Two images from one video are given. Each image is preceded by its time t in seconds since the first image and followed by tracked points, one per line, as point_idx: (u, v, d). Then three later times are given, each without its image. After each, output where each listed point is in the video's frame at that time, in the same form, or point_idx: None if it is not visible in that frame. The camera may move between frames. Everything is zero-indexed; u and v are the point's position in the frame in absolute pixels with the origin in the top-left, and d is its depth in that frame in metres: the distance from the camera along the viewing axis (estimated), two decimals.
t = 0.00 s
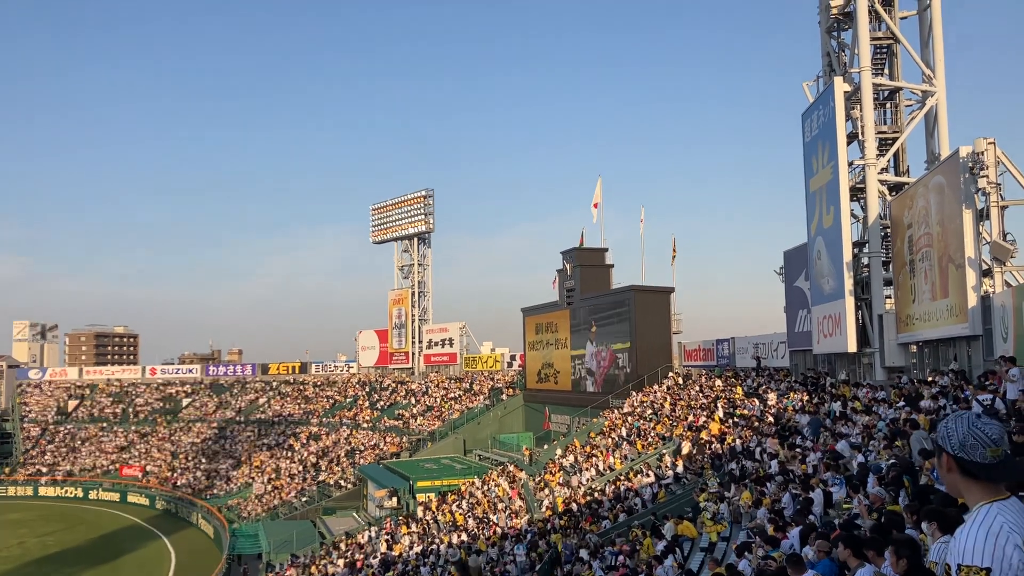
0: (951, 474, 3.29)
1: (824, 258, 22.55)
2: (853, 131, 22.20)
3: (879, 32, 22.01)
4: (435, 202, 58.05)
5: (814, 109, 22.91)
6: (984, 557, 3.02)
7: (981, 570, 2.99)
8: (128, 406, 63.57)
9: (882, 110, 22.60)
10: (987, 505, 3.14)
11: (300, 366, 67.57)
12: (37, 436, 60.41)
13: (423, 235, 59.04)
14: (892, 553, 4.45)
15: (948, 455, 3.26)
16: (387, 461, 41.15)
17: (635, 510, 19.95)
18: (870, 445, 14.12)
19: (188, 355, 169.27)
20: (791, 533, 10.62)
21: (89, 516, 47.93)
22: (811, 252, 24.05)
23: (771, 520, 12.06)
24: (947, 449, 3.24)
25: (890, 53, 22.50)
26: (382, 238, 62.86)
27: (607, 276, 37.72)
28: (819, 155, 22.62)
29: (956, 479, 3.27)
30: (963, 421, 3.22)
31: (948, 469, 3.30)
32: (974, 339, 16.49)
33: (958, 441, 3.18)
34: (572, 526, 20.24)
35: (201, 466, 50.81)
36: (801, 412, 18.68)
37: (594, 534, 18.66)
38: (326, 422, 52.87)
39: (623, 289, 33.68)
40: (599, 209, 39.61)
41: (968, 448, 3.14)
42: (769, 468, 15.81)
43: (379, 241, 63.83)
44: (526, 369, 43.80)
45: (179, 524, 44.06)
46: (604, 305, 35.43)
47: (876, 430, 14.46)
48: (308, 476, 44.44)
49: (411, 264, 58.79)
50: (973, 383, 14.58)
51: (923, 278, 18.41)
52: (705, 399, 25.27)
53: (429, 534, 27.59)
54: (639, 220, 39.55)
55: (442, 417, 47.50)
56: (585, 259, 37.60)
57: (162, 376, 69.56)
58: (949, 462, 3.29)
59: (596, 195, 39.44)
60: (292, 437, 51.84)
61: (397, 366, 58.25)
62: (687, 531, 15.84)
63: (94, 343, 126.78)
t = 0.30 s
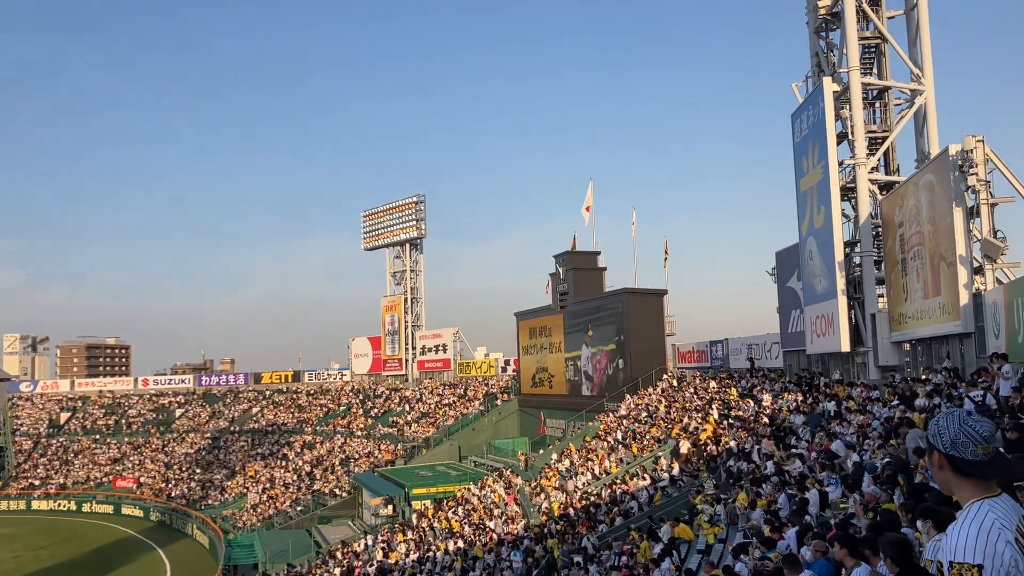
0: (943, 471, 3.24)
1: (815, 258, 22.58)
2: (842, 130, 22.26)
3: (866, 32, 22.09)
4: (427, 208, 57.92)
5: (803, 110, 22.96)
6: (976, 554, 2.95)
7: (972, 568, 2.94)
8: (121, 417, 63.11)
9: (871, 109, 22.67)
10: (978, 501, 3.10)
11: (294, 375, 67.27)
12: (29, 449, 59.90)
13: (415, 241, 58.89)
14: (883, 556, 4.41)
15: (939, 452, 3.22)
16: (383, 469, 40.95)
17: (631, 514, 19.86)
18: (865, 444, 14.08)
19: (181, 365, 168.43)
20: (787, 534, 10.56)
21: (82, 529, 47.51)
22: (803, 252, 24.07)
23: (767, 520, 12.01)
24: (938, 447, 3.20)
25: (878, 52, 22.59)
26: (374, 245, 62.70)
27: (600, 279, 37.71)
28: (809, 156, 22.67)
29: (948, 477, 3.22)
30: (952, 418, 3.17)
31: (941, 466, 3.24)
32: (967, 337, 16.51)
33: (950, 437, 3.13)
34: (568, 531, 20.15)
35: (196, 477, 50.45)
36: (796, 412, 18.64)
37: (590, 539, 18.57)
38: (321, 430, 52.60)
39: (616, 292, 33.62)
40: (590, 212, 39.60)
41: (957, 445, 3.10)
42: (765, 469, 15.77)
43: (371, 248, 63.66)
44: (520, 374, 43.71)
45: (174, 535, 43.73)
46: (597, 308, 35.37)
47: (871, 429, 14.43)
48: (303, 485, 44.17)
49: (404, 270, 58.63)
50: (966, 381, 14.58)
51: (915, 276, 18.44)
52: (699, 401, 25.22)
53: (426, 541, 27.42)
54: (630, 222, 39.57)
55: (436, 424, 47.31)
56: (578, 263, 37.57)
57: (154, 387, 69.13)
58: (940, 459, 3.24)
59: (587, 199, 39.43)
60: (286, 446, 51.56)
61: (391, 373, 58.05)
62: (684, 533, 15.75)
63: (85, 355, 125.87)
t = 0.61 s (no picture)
0: (934, 465, 3.21)
1: (807, 256, 22.60)
2: (832, 129, 22.32)
3: (853, 31, 22.18)
4: (419, 214, 57.86)
5: (793, 109, 23.01)
6: (966, 547, 2.93)
7: (964, 562, 2.91)
8: (115, 430, 62.76)
9: (860, 107, 22.75)
10: (970, 495, 3.06)
11: (288, 384, 67.02)
12: (23, 463, 59.52)
13: (408, 247, 58.78)
14: (878, 553, 4.44)
15: (930, 446, 3.18)
16: (379, 476, 40.79)
17: (628, 516, 19.82)
18: (860, 441, 14.09)
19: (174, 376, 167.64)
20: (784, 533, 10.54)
21: (78, 542, 47.22)
22: (795, 250, 24.09)
23: (764, 520, 11.98)
24: (929, 440, 3.15)
25: (866, 50, 22.67)
26: (366, 251, 62.60)
27: (593, 282, 37.71)
28: (799, 155, 22.73)
29: (939, 471, 3.19)
30: (943, 411, 3.14)
31: (931, 460, 3.21)
32: (960, 332, 16.53)
33: (940, 432, 3.10)
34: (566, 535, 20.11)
35: (191, 488, 50.18)
36: (791, 410, 18.64)
37: (589, 542, 18.55)
38: (316, 439, 52.40)
39: (609, 294, 33.59)
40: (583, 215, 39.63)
41: (949, 440, 3.07)
42: (762, 468, 15.76)
43: (363, 255, 63.56)
44: (515, 379, 43.65)
45: (170, 547, 43.47)
46: (591, 310, 35.34)
47: (866, 426, 14.43)
48: (299, 494, 43.98)
49: (397, 277, 58.53)
50: (960, 376, 14.60)
51: (907, 273, 18.47)
52: (695, 401, 25.20)
53: (423, 548, 27.32)
54: (622, 225, 39.63)
55: (432, 429, 47.18)
56: (571, 266, 37.57)
57: (148, 398, 68.76)
58: (931, 454, 3.20)
59: (580, 201, 39.45)
60: (281, 455, 51.36)
61: (385, 380, 57.88)
62: (682, 535, 15.72)
63: (78, 368, 125.33)
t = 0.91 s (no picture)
0: (928, 461, 3.18)
1: (800, 253, 22.63)
2: (822, 126, 22.36)
3: (841, 28, 22.24)
4: (412, 219, 57.77)
5: (783, 107, 23.04)
6: (963, 542, 2.89)
7: (959, 556, 2.88)
8: (111, 441, 62.42)
9: (850, 104, 22.81)
10: (964, 489, 3.03)
11: (284, 392, 66.83)
12: (19, 477, 59.17)
13: (401, 252, 58.67)
14: (875, 549, 4.43)
15: (923, 441, 3.15)
16: (377, 482, 40.65)
17: (627, 517, 19.75)
18: (857, 437, 14.09)
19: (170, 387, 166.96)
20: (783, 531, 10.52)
21: (76, 555, 46.90)
22: (788, 248, 24.12)
23: (762, 518, 11.95)
24: (923, 436, 3.13)
25: (855, 47, 22.73)
26: (360, 257, 62.48)
27: (587, 283, 37.70)
28: (790, 152, 22.76)
29: (933, 466, 3.16)
30: (935, 406, 3.12)
31: (925, 455, 3.18)
32: (954, 326, 16.55)
33: (933, 426, 3.07)
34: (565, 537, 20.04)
35: (189, 498, 49.94)
36: (787, 407, 18.64)
37: (588, 544, 18.48)
38: (313, 446, 52.21)
39: (604, 295, 33.51)
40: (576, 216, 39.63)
41: (943, 434, 3.04)
42: (760, 466, 15.74)
43: (357, 261, 63.45)
44: (511, 381, 43.59)
45: (169, 558, 43.24)
46: (586, 311, 35.31)
47: (863, 421, 14.43)
48: (297, 502, 43.80)
49: (391, 282, 58.40)
50: (955, 370, 14.62)
51: (900, 268, 18.51)
52: (691, 401, 25.17)
53: (423, 553, 27.20)
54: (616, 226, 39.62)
55: (429, 434, 47.05)
56: (566, 268, 37.54)
57: (143, 409, 68.43)
58: (924, 448, 3.17)
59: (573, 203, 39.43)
60: (279, 463, 51.18)
61: (381, 385, 57.72)
62: (681, 535, 15.63)
63: (72, 381, 124.54)
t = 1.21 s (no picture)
0: (928, 454, 3.18)
1: (797, 250, 22.65)
2: (816, 122, 22.40)
3: (834, 24, 22.28)
4: (408, 222, 57.74)
5: (777, 104, 23.07)
6: (963, 535, 2.90)
7: (960, 550, 2.89)
8: (111, 450, 62.29)
9: (844, 100, 22.85)
10: (965, 482, 3.04)
11: (283, 397, 66.79)
12: (20, 487, 59.05)
13: (398, 256, 58.61)
14: (875, 544, 4.46)
15: (923, 435, 3.16)
16: (378, 486, 40.61)
17: (629, 516, 19.72)
18: (856, 433, 14.10)
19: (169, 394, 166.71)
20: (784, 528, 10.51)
21: (78, 565, 46.79)
22: (784, 245, 24.15)
23: (763, 515, 11.95)
24: (922, 430, 3.14)
25: (847, 43, 22.77)
26: (357, 261, 62.48)
27: (585, 284, 37.73)
28: (785, 150, 22.79)
29: (933, 460, 3.17)
30: (934, 399, 3.13)
31: (925, 449, 3.19)
32: (951, 320, 16.58)
33: (931, 420, 3.08)
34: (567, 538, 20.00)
35: (190, 505, 49.86)
36: (786, 404, 18.65)
37: (590, 545, 18.45)
38: (314, 451, 52.17)
39: (601, 295, 33.51)
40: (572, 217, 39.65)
41: (941, 428, 3.05)
42: (760, 464, 15.74)
43: (354, 266, 63.42)
44: (510, 383, 43.60)
45: (171, 566, 43.19)
46: (584, 311, 35.31)
47: (862, 417, 14.44)
48: (299, 507, 43.76)
49: (388, 286, 58.37)
50: (953, 364, 14.65)
51: (896, 263, 18.53)
52: (691, 399, 25.18)
53: (425, 556, 27.17)
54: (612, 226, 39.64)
55: (429, 437, 46.98)
56: (563, 269, 37.56)
57: (143, 417, 68.34)
58: (924, 442, 3.18)
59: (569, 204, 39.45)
60: (280, 469, 51.13)
61: (381, 389, 57.68)
62: (682, 533, 15.55)
63: (71, 392, 124.26)
